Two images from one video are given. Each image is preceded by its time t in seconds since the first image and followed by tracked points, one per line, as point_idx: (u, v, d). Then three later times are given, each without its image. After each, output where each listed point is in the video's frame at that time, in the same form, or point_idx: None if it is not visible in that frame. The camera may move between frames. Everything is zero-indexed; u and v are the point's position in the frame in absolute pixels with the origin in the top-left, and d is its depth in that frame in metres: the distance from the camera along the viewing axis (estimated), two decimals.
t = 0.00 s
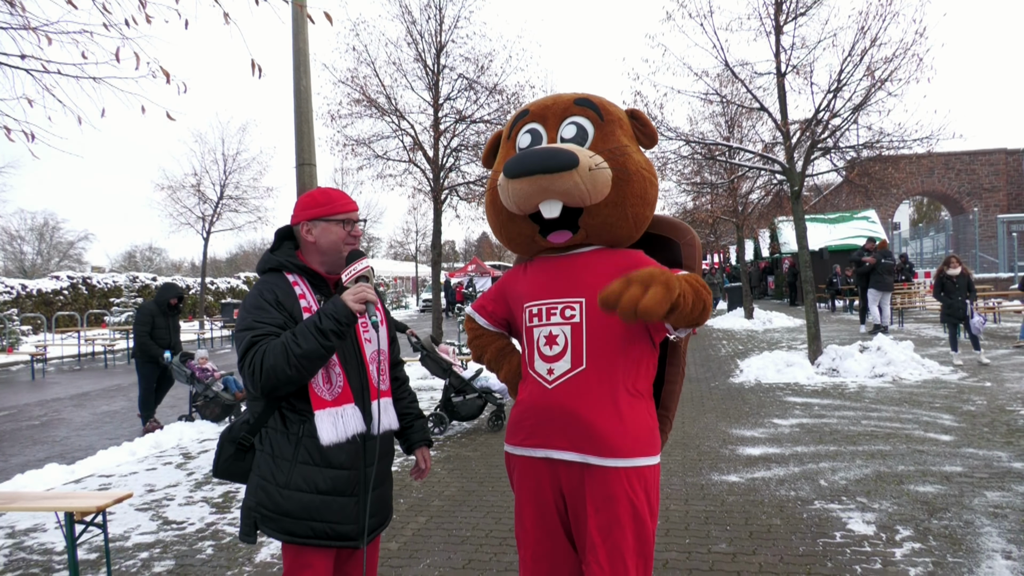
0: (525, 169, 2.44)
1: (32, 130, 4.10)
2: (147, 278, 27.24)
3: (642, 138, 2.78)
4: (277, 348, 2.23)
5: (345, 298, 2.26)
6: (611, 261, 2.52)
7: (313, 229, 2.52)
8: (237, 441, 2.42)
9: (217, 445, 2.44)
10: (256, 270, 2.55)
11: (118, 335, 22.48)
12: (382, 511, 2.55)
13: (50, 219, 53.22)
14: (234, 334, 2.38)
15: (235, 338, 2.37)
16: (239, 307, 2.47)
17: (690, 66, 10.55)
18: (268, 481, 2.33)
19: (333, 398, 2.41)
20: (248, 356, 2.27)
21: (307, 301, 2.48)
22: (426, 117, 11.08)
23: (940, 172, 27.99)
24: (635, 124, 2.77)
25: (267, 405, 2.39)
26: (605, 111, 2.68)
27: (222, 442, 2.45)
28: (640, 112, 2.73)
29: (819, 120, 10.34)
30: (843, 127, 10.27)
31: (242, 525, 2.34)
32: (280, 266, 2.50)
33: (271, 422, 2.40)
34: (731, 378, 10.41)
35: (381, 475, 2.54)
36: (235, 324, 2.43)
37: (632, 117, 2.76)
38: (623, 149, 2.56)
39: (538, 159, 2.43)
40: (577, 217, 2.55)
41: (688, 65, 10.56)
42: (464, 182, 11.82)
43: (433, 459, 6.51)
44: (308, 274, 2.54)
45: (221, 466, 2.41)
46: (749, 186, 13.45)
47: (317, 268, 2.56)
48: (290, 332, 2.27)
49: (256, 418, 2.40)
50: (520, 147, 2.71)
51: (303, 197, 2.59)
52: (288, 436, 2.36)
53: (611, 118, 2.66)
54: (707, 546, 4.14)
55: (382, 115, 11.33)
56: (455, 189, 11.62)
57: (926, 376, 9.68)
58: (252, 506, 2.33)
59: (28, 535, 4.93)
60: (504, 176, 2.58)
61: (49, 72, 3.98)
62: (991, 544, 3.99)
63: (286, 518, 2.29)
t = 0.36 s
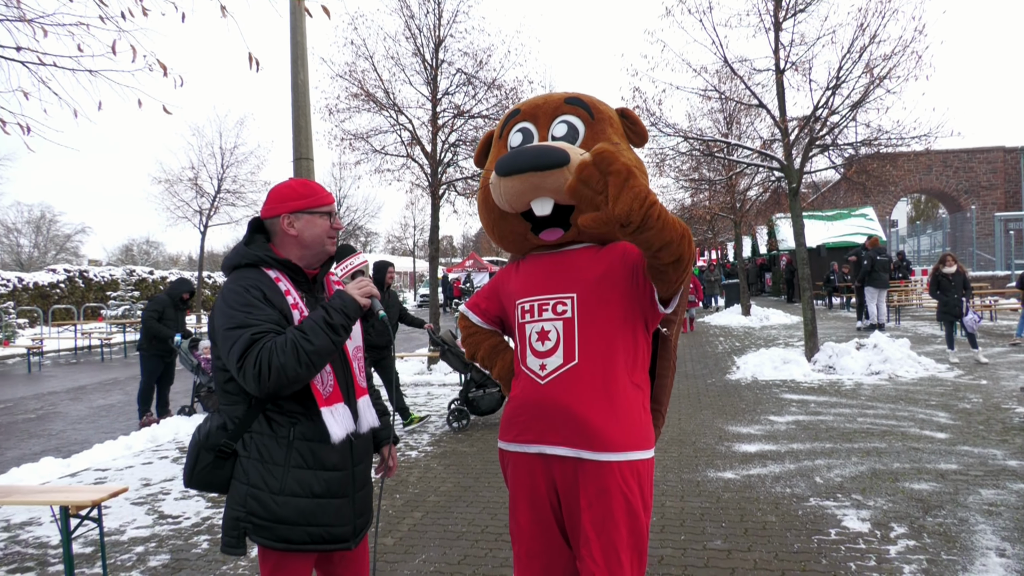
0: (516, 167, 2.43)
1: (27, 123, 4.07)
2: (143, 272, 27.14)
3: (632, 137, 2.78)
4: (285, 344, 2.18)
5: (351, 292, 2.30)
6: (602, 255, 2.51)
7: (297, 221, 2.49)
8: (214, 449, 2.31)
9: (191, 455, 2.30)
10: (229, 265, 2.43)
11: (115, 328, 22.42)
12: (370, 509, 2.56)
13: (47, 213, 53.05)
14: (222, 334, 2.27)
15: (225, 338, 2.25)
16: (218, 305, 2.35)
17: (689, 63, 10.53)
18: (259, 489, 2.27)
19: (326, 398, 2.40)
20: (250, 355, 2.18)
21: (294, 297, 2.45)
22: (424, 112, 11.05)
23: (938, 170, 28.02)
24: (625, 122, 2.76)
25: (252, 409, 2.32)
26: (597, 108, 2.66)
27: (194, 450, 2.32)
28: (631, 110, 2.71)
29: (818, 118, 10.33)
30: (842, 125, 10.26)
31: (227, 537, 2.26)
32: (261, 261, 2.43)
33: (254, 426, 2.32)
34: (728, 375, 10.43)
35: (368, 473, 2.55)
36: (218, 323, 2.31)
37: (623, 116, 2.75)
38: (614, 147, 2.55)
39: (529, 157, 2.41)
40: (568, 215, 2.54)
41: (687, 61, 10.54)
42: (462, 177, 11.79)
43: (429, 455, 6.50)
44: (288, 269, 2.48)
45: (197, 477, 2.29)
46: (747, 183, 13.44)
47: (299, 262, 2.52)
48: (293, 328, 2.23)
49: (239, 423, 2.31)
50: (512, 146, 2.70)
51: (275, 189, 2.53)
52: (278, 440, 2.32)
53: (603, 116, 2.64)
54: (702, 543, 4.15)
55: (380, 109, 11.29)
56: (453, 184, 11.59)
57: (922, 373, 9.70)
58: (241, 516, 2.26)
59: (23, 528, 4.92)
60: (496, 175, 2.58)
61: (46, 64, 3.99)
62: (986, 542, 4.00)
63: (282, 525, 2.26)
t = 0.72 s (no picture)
0: (506, 169, 2.44)
1: (22, 124, 4.06)
2: (137, 273, 27.04)
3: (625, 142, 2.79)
4: (298, 343, 2.20)
5: (355, 290, 2.40)
6: (592, 256, 2.52)
7: (287, 222, 2.49)
8: (212, 457, 2.24)
9: (187, 465, 2.22)
10: (218, 267, 2.38)
11: (108, 329, 22.31)
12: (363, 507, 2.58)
13: (40, 213, 52.81)
14: (224, 337, 2.21)
15: (228, 340, 2.20)
16: (213, 308, 2.29)
17: (683, 65, 10.57)
18: (266, 494, 2.25)
19: (327, 397, 2.42)
20: (262, 356, 2.16)
21: (288, 297, 2.45)
22: (419, 113, 11.04)
23: (931, 173, 28.18)
24: (617, 127, 2.78)
25: (252, 413, 2.28)
26: (588, 113, 2.67)
27: (189, 460, 2.23)
28: (625, 116, 2.73)
29: (812, 121, 10.37)
30: (836, 128, 10.31)
31: (233, 545, 2.21)
32: (253, 262, 2.40)
33: (255, 430, 2.28)
34: (722, 377, 10.45)
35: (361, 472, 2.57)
36: (215, 327, 2.25)
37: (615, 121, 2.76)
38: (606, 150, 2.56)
39: (519, 159, 2.42)
40: (558, 217, 2.54)
41: (682, 64, 10.58)
42: (457, 178, 11.80)
43: (424, 456, 6.50)
44: (281, 270, 2.47)
45: (196, 487, 2.21)
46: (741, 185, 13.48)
47: (289, 262, 2.51)
48: (301, 328, 2.25)
49: (238, 428, 2.27)
50: (503, 150, 2.70)
51: (259, 190, 2.51)
52: (281, 443, 2.30)
53: (595, 120, 2.65)
54: (696, 545, 4.15)
55: (375, 111, 11.29)
56: (448, 185, 11.59)
57: (915, 376, 9.75)
58: (249, 523, 2.23)
59: (16, 531, 4.89)
60: (486, 177, 2.59)
61: (40, 65, 4.04)
62: (977, 544, 4.02)
63: (292, 527, 2.25)
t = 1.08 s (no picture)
0: (502, 169, 2.44)
1: (17, 126, 4.05)
2: (133, 275, 26.97)
3: (621, 141, 2.79)
4: (304, 346, 2.20)
5: (357, 292, 2.42)
6: (588, 255, 2.52)
7: (286, 224, 2.49)
8: (214, 458, 2.23)
9: (188, 466, 2.21)
10: (217, 269, 2.36)
11: (104, 332, 22.25)
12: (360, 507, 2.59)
13: (34, 215, 52.60)
14: (227, 340, 2.20)
15: (231, 343, 2.19)
16: (214, 310, 2.27)
17: (678, 63, 10.59)
18: (268, 494, 2.25)
19: (329, 397, 2.43)
20: (268, 359, 2.15)
21: (288, 298, 2.45)
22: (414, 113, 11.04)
23: (926, 170, 28.26)
24: (613, 126, 2.78)
25: (253, 414, 2.28)
26: (584, 112, 2.68)
27: (190, 462, 2.22)
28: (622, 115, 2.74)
29: (806, 118, 10.40)
30: (830, 125, 10.34)
31: (234, 546, 2.20)
32: (254, 264, 2.39)
33: (256, 431, 2.28)
34: (718, 374, 10.47)
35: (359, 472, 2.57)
36: (217, 329, 2.23)
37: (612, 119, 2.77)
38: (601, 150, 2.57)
39: (516, 159, 2.42)
40: (556, 216, 2.54)
41: (677, 62, 10.60)
42: (453, 178, 11.80)
43: (422, 456, 6.50)
44: (281, 272, 2.46)
45: (197, 488, 2.20)
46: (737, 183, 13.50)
47: (288, 264, 2.51)
48: (305, 330, 2.26)
49: (239, 429, 2.26)
50: (499, 149, 2.70)
51: (258, 191, 2.50)
52: (283, 444, 2.30)
53: (590, 119, 2.66)
54: (693, 542, 4.17)
55: (370, 110, 11.28)
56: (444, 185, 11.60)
57: (911, 372, 9.77)
58: (251, 523, 2.22)
59: (12, 533, 4.87)
60: (482, 176, 2.59)
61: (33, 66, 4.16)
62: (972, 538, 4.04)
63: (295, 527, 2.25)
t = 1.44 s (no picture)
0: (499, 177, 2.46)
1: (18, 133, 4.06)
2: (133, 280, 26.98)
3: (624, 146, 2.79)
4: (308, 352, 2.21)
5: (360, 299, 2.42)
6: (586, 262, 2.53)
7: (293, 230, 2.49)
8: (216, 463, 2.24)
9: (191, 471, 2.21)
10: (222, 274, 2.36)
11: (104, 337, 22.23)
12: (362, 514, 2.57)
13: (34, 220, 52.59)
14: (231, 344, 2.20)
15: (237, 348, 2.19)
16: (219, 316, 2.27)
17: (677, 71, 10.65)
18: (270, 499, 2.24)
19: (332, 403, 2.44)
20: (271, 364, 2.15)
21: (292, 303, 2.45)
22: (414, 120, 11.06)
23: (926, 176, 28.32)
24: (616, 130, 2.77)
25: (257, 419, 2.28)
26: (584, 117, 2.68)
27: (193, 466, 2.22)
28: (624, 120, 2.73)
29: (806, 125, 10.42)
30: (829, 132, 10.37)
31: (235, 551, 2.19)
32: (260, 269, 2.38)
33: (259, 436, 2.28)
34: (718, 381, 10.46)
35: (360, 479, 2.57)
36: (222, 334, 2.24)
37: (615, 124, 2.76)
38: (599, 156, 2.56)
39: (511, 168, 2.43)
40: (553, 223, 2.55)
41: (676, 69, 10.66)
42: (453, 184, 11.81)
43: (421, 462, 6.49)
44: (287, 278, 2.46)
45: (199, 493, 2.20)
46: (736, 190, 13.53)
47: (293, 270, 2.51)
48: (310, 336, 2.27)
49: (242, 434, 2.27)
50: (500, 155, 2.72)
51: (265, 198, 2.52)
52: (286, 449, 2.30)
53: (590, 125, 2.66)
54: (692, 549, 4.15)
55: (371, 117, 11.30)
56: (444, 191, 11.62)
57: (910, 379, 9.77)
58: (252, 529, 2.22)
59: (10, 540, 4.86)
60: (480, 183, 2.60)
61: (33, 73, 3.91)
62: (972, 546, 4.03)
63: (295, 534, 2.24)
